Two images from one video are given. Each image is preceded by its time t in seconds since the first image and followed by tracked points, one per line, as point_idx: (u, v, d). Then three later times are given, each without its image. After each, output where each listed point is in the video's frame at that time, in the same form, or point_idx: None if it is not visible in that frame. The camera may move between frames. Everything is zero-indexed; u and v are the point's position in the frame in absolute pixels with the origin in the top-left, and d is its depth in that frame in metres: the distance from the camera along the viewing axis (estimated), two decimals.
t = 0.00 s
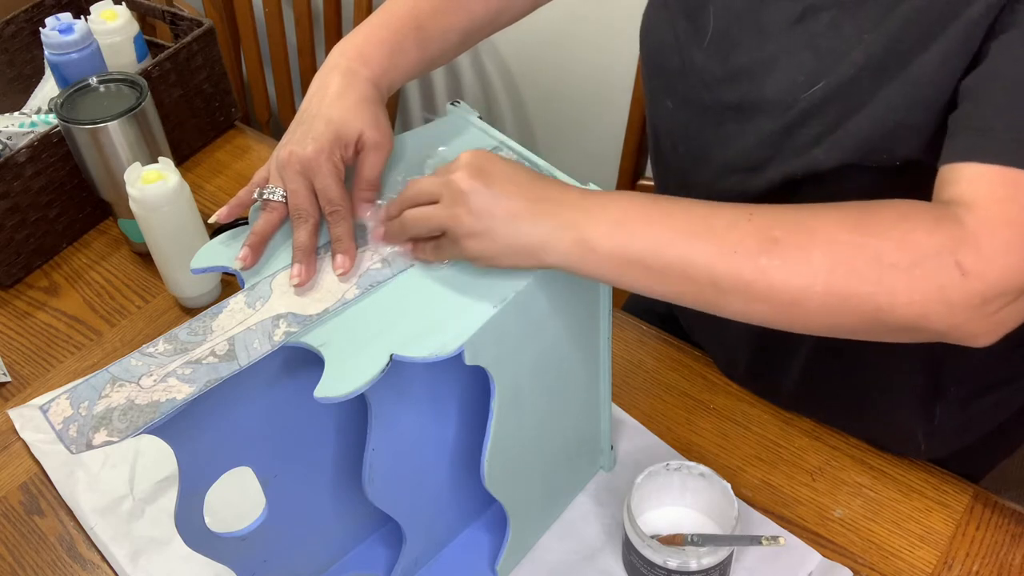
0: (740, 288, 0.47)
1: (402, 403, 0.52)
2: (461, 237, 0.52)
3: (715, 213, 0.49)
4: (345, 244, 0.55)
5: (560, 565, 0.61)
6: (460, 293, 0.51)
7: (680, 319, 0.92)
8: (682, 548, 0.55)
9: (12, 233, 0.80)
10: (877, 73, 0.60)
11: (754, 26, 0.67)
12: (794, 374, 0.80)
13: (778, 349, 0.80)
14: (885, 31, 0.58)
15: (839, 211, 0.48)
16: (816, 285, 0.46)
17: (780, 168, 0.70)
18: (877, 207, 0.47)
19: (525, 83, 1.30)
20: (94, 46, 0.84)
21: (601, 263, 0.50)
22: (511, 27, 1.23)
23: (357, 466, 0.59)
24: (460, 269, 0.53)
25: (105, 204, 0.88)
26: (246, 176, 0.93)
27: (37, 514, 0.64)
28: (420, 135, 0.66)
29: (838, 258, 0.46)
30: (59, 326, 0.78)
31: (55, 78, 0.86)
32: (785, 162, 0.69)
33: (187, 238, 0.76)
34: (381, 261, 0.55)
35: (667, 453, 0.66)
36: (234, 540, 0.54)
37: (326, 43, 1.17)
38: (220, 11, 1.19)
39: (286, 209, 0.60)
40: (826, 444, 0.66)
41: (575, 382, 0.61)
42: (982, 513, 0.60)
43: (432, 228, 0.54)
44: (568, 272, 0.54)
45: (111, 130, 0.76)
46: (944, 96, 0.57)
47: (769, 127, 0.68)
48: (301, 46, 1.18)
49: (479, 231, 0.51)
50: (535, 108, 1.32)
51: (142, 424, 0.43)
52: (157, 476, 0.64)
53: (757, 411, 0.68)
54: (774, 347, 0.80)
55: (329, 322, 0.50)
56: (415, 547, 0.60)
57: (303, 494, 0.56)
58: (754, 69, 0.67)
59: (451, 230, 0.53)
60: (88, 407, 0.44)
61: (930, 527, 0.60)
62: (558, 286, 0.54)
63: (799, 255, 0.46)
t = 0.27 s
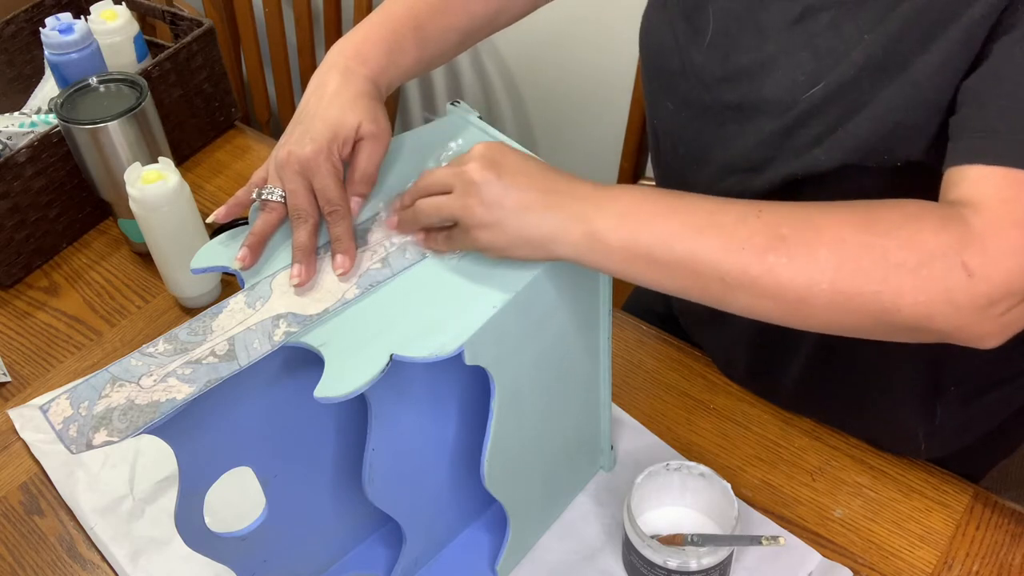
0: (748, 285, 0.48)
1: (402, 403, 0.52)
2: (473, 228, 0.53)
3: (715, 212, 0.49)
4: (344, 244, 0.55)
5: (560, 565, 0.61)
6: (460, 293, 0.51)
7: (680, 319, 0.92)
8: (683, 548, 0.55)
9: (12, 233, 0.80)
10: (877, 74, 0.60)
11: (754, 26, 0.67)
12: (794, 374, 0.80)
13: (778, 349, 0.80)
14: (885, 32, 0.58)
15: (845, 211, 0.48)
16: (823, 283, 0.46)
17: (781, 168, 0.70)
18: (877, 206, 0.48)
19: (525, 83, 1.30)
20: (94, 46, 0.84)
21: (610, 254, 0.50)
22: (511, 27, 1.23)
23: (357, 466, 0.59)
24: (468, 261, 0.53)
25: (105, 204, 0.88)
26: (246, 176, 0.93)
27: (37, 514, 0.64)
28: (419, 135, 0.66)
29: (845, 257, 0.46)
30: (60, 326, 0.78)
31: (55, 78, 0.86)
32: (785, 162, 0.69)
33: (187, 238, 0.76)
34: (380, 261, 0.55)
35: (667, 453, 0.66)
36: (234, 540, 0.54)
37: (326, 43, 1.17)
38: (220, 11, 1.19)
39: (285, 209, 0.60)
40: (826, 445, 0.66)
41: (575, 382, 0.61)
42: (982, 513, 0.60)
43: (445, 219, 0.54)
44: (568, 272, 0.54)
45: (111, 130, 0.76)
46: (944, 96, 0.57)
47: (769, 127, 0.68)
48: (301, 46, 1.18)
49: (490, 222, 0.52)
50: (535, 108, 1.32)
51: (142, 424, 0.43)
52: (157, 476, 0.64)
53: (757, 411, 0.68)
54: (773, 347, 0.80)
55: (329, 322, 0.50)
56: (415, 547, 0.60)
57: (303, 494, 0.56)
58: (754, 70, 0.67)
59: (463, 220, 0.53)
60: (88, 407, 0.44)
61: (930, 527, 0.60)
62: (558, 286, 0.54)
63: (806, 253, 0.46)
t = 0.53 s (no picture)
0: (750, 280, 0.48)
1: (401, 402, 0.52)
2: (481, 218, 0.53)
3: (716, 209, 0.49)
4: (344, 244, 0.55)
5: (560, 565, 0.61)
6: (460, 292, 0.51)
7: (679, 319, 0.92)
8: (682, 548, 0.55)
9: (12, 233, 0.80)
10: (877, 75, 0.60)
11: (754, 26, 0.67)
12: (794, 373, 0.80)
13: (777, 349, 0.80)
14: (885, 33, 0.58)
15: (851, 206, 0.48)
16: (826, 279, 0.46)
17: (781, 168, 0.70)
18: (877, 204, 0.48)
19: (525, 83, 1.30)
20: (94, 46, 0.84)
21: (613, 250, 0.50)
22: (511, 27, 1.23)
23: (357, 466, 0.59)
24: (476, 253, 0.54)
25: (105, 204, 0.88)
26: (246, 175, 0.93)
27: (37, 514, 0.64)
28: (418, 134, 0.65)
29: (846, 255, 0.46)
30: (60, 326, 0.78)
31: (55, 78, 0.86)
32: (786, 163, 0.69)
33: (187, 238, 0.76)
34: (380, 261, 0.55)
35: (667, 454, 0.66)
36: (234, 540, 0.54)
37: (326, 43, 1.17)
38: (220, 11, 1.19)
39: (285, 208, 0.60)
40: (826, 444, 0.66)
41: (575, 382, 0.61)
42: (982, 513, 0.60)
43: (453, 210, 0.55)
44: (568, 272, 0.54)
45: (111, 130, 0.76)
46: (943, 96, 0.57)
47: (770, 128, 0.68)
48: (301, 46, 1.18)
49: (499, 213, 0.52)
50: (535, 109, 1.32)
51: (142, 424, 0.43)
52: (157, 476, 0.64)
53: (757, 412, 0.68)
54: (772, 347, 0.80)
55: (329, 322, 0.50)
56: (415, 547, 0.60)
57: (303, 494, 0.56)
58: (754, 70, 0.67)
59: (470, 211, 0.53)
60: (89, 407, 0.44)
61: (930, 527, 0.60)
62: (558, 286, 0.54)
63: (808, 250, 0.47)
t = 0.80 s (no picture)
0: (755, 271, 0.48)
1: (401, 402, 0.52)
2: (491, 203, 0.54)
3: (717, 209, 0.49)
4: (344, 244, 0.55)
5: (560, 565, 0.61)
6: (460, 292, 0.51)
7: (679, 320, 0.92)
8: (682, 548, 0.55)
9: (12, 233, 0.80)
10: (877, 75, 0.60)
11: (754, 27, 0.67)
12: (794, 373, 0.80)
13: (777, 349, 0.80)
14: (885, 33, 0.58)
15: (847, 203, 0.48)
16: (828, 271, 0.46)
17: (782, 169, 0.70)
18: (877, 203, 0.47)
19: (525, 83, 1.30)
20: (94, 45, 0.84)
21: (616, 240, 0.50)
22: (512, 28, 1.23)
23: (357, 466, 0.59)
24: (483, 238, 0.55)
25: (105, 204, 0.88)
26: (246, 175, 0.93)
27: (37, 514, 0.64)
28: (418, 134, 0.65)
29: (846, 254, 0.46)
30: (60, 326, 0.78)
31: (55, 78, 0.86)
32: (786, 164, 0.69)
33: (187, 238, 0.76)
34: (380, 261, 0.55)
35: (667, 453, 0.66)
36: (234, 540, 0.54)
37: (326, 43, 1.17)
38: (221, 11, 1.19)
39: (285, 209, 0.60)
40: (826, 445, 0.66)
41: (575, 382, 0.61)
42: (982, 513, 0.60)
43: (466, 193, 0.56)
44: (568, 272, 0.54)
45: (111, 130, 0.76)
46: (942, 96, 0.57)
47: (771, 129, 0.68)
48: (301, 46, 1.18)
49: (506, 196, 0.53)
50: (535, 109, 1.33)
51: (142, 424, 0.43)
52: (157, 476, 0.64)
53: (757, 412, 0.68)
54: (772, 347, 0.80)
55: (329, 322, 0.50)
56: (415, 547, 0.60)
57: (303, 494, 0.56)
58: (754, 71, 0.67)
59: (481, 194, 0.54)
60: (89, 407, 0.44)
61: (930, 527, 0.60)
62: (558, 286, 0.54)
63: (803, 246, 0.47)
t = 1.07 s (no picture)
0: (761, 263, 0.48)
1: (401, 402, 0.52)
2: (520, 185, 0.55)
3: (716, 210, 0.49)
4: (344, 244, 0.55)
5: (560, 565, 0.61)
6: (460, 292, 0.51)
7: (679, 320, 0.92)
8: (683, 548, 0.55)
9: (12, 233, 0.80)
10: (877, 78, 0.60)
11: (754, 29, 0.66)
12: (794, 373, 0.80)
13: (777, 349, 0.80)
14: (886, 35, 0.58)
15: (850, 203, 0.48)
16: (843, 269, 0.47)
17: (783, 170, 0.70)
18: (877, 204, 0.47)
19: (525, 83, 1.30)
20: (94, 46, 0.84)
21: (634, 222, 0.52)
22: (512, 28, 1.23)
23: (357, 466, 0.59)
24: (494, 224, 0.56)
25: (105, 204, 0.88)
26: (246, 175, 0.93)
27: (37, 514, 0.64)
28: (418, 134, 0.65)
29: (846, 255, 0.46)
30: (60, 326, 0.78)
31: (55, 78, 0.86)
32: (787, 165, 0.69)
33: (187, 238, 0.76)
34: (380, 261, 0.55)
35: (667, 453, 0.66)
36: (234, 540, 0.54)
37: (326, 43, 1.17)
38: (221, 11, 1.19)
39: (284, 208, 0.60)
40: (827, 445, 0.66)
41: (575, 381, 0.61)
42: (982, 513, 0.60)
43: (497, 165, 0.58)
44: (569, 272, 0.54)
45: (111, 130, 0.76)
46: (942, 97, 0.57)
47: (771, 130, 0.68)
48: (301, 46, 1.18)
49: (531, 176, 0.55)
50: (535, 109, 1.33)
51: (142, 424, 0.43)
52: (157, 476, 0.64)
53: (757, 412, 0.68)
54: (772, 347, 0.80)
55: (329, 322, 0.50)
56: (415, 547, 0.60)
57: (303, 494, 0.56)
58: (755, 73, 0.67)
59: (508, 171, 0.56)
60: (88, 407, 0.44)
61: (930, 527, 0.60)
62: (557, 287, 0.54)
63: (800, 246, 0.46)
